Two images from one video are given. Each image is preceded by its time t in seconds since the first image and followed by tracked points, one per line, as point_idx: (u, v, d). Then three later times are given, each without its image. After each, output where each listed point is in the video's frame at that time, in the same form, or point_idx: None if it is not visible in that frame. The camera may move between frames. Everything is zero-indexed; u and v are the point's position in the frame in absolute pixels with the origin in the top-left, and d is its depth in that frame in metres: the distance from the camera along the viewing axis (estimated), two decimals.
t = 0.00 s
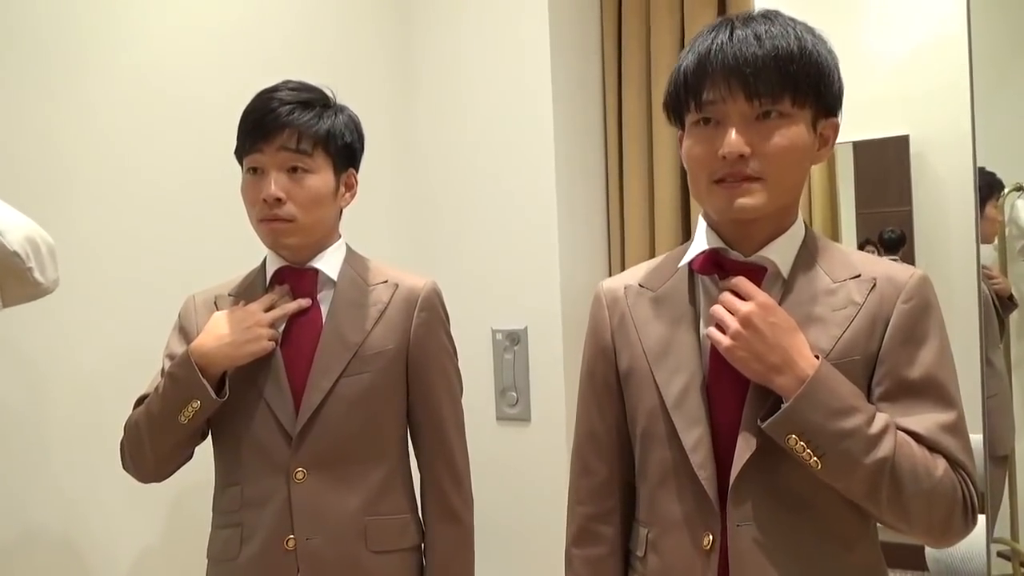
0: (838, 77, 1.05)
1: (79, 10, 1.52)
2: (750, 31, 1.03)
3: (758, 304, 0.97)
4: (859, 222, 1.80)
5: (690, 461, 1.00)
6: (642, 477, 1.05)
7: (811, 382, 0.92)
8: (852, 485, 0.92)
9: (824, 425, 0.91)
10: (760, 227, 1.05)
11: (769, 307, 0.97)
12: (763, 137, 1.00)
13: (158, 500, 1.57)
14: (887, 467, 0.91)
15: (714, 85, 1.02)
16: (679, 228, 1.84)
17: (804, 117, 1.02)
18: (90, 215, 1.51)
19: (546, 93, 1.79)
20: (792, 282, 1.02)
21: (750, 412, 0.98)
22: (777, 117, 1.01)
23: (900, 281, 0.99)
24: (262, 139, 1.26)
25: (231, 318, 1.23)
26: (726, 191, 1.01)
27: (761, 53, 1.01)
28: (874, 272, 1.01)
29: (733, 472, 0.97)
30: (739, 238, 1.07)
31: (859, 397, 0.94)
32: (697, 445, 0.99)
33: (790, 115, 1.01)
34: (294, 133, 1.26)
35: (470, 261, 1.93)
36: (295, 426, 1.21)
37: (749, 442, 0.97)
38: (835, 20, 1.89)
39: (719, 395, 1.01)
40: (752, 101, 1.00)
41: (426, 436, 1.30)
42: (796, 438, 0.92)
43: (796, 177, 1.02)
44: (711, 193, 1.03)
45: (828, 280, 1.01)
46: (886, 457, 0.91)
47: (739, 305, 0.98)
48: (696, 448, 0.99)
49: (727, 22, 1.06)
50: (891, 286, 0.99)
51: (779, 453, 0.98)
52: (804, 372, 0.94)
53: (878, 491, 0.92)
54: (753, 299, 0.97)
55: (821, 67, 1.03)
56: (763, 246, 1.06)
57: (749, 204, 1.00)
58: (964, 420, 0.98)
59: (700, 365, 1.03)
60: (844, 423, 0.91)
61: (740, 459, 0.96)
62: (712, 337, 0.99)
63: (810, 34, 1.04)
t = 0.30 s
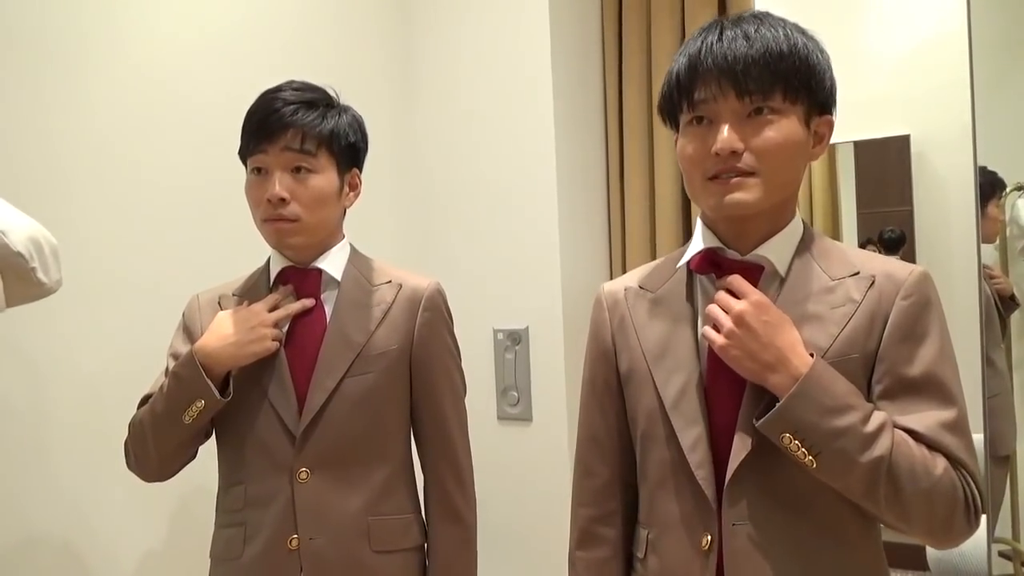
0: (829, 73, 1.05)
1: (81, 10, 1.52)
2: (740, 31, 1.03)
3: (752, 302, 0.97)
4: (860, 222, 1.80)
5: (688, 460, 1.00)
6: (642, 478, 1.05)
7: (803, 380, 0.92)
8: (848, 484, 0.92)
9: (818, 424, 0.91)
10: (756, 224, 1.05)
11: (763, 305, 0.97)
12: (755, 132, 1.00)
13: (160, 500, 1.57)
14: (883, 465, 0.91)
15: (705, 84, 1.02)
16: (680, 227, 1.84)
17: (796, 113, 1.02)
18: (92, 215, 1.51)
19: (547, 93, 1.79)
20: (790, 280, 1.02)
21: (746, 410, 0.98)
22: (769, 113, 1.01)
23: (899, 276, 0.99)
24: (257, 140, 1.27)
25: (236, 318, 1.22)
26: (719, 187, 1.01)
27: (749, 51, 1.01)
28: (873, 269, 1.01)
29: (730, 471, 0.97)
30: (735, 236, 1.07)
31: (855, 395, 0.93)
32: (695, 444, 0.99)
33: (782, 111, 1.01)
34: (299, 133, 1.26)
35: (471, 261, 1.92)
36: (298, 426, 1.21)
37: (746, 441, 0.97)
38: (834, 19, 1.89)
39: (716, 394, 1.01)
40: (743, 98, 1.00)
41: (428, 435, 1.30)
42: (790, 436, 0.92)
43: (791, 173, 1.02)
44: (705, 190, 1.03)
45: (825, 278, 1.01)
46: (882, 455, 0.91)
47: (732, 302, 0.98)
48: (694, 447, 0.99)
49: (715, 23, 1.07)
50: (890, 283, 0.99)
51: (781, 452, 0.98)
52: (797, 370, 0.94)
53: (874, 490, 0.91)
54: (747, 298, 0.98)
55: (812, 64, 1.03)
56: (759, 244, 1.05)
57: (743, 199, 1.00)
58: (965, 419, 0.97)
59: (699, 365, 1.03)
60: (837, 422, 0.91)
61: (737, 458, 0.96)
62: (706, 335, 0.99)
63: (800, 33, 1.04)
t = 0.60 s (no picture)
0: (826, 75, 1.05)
1: (81, 8, 1.51)
2: (736, 32, 1.03)
3: (749, 301, 0.97)
4: (858, 222, 1.79)
5: (684, 460, 1.00)
6: (638, 479, 1.06)
7: (800, 379, 0.92)
8: (844, 483, 0.92)
9: (814, 422, 0.92)
10: (753, 224, 1.05)
11: (760, 304, 0.97)
12: (752, 132, 1.00)
13: (159, 498, 1.57)
14: (879, 464, 0.91)
15: (702, 86, 1.02)
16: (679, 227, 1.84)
17: (793, 114, 1.02)
18: (91, 213, 1.51)
19: (548, 93, 1.79)
20: (785, 279, 1.02)
21: (741, 410, 0.98)
22: (766, 114, 1.01)
23: (894, 277, 0.99)
24: (255, 140, 1.27)
25: (237, 317, 1.22)
26: (717, 187, 1.01)
27: (746, 53, 1.01)
28: (868, 270, 1.01)
29: (726, 470, 0.97)
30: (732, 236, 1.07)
31: (852, 394, 0.94)
32: (691, 445, 0.99)
33: (779, 112, 1.01)
34: (300, 132, 1.26)
35: (471, 260, 1.93)
36: (299, 424, 1.21)
37: (742, 441, 0.97)
38: (834, 21, 1.89)
39: (713, 394, 1.01)
40: (740, 99, 1.01)
41: (426, 434, 1.30)
42: (787, 435, 0.92)
43: (789, 174, 1.02)
44: (702, 190, 1.03)
45: (821, 278, 1.01)
46: (878, 454, 0.91)
47: (728, 300, 0.98)
48: (690, 448, 0.99)
49: (712, 25, 1.07)
50: (885, 283, 0.99)
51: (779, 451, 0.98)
52: (793, 369, 0.94)
53: (871, 489, 0.92)
54: (744, 297, 0.98)
55: (808, 66, 1.03)
56: (756, 244, 1.06)
57: (740, 199, 1.00)
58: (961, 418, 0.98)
59: (696, 365, 1.03)
60: (833, 421, 0.91)
61: (733, 458, 0.96)
62: (703, 335, 0.99)
63: (795, 34, 1.04)
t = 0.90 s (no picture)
0: (825, 79, 1.06)
1: (81, 8, 1.51)
2: (737, 36, 1.04)
3: (752, 308, 0.97)
4: (857, 222, 1.81)
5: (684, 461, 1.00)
6: (637, 479, 1.06)
7: (807, 383, 0.93)
8: (855, 485, 0.92)
9: (822, 426, 0.92)
10: (752, 229, 1.05)
11: (763, 310, 0.97)
12: (752, 138, 1.01)
13: (158, 499, 1.57)
14: (887, 463, 0.92)
15: (702, 91, 1.03)
16: (678, 227, 1.85)
17: (792, 120, 1.03)
18: (92, 214, 1.51)
19: (546, 93, 1.79)
20: (785, 281, 1.03)
21: (747, 415, 0.98)
22: (767, 121, 1.01)
23: (891, 276, 1.00)
24: (256, 143, 1.27)
25: (239, 317, 1.23)
26: (717, 194, 1.02)
27: (745, 58, 1.01)
28: (863, 269, 1.01)
29: (735, 475, 0.97)
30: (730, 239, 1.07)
31: (856, 395, 0.94)
32: (691, 446, 1.00)
33: (779, 118, 1.02)
34: (302, 134, 1.27)
35: (471, 260, 1.93)
36: (300, 424, 1.21)
37: (749, 442, 0.97)
38: (832, 21, 1.89)
39: (713, 394, 1.02)
40: (741, 105, 1.01)
41: (427, 433, 1.30)
42: (796, 441, 0.93)
43: (788, 178, 1.03)
44: (701, 196, 1.03)
45: (820, 279, 1.02)
46: (886, 453, 0.91)
47: (732, 307, 0.99)
48: (690, 448, 0.99)
49: (711, 28, 1.07)
50: (882, 283, 0.99)
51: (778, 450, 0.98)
52: (798, 374, 0.94)
53: (881, 488, 0.92)
54: (747, 304, 0.98)
55: (808, 71, 1.03)
56: (755, 246, 1.06)
57: (740, 207, 1.01)
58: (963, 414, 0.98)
59: (695, 366, 1.04)
60: (840, 424, 0.92)
61: (740, 462, 0.97)
62: (707, 341, 0.99)
63: (795, 38, 1.04)
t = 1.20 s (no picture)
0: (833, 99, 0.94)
1: (84, 9, 1.52)
2: (739, 100, 0.89)
3: (766, 329, 0.97)
4: (857, 224, 1.84)
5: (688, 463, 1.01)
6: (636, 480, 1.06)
7: (823, 397, 0.93)
8: (872, 490, 0.93)
9: (839, 437, 0.92)
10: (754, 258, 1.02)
11: (776, 330, 0.97)
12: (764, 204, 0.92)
13: (157, 498, 1.57)
14: (902, 466, 0.92)
15: (703, 172, 0.91)
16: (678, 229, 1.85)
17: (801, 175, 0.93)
18: (94, 214, 1.52)
19: (546, 95, 1.80)
20: (787, 291, 1.02)
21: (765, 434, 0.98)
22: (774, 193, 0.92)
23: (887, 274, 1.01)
24: (280, 152, 1.24)
25: (242, 318, 1.23)
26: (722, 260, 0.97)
27: (748, 120, 0.88)
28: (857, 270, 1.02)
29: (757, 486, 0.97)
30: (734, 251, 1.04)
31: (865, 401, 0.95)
32: (695, 447, 1.00)
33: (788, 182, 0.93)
34: (336, 144, 1.26)
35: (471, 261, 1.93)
36: (302, 424, 1.22)
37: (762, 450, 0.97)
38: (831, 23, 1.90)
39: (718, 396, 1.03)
40: (748, 190, 0.91)
41: (427, 432, 1.30)
42: (816, 454, 0.93)
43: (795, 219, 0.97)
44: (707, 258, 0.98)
45: (821, 285, 1.01)
46: (899, 457, 0.92)
47: (740, 327, 0.99)
48: (693, 451, 1.00)
49: (696, 73, 0.92)
50: (881, 289, 0.99)
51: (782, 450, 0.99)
52: (812, 390, 0.95)
53: (896, 490, 0.93)
54: (760, 324, 0.98)
55: (817, 113, 0.91)
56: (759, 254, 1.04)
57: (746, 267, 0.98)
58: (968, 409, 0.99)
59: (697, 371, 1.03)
60: (857, 433, 0.92)
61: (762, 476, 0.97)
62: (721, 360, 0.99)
63: (802, 80, 0.90)
